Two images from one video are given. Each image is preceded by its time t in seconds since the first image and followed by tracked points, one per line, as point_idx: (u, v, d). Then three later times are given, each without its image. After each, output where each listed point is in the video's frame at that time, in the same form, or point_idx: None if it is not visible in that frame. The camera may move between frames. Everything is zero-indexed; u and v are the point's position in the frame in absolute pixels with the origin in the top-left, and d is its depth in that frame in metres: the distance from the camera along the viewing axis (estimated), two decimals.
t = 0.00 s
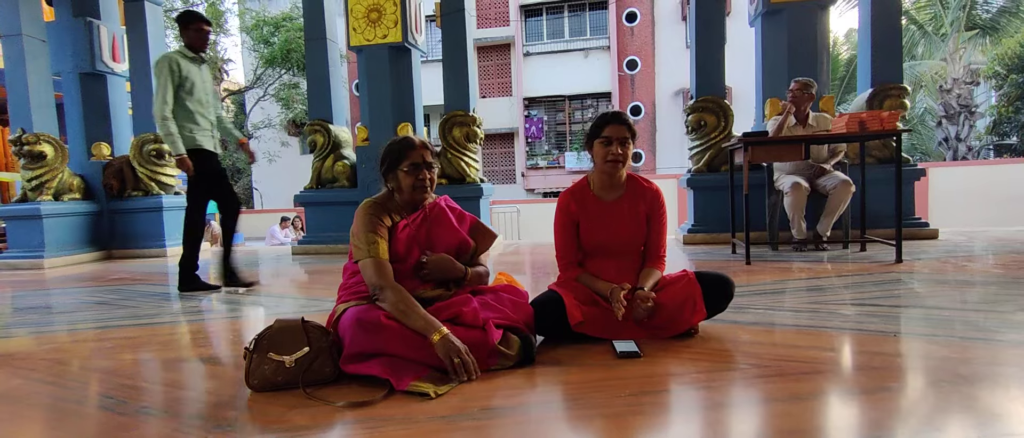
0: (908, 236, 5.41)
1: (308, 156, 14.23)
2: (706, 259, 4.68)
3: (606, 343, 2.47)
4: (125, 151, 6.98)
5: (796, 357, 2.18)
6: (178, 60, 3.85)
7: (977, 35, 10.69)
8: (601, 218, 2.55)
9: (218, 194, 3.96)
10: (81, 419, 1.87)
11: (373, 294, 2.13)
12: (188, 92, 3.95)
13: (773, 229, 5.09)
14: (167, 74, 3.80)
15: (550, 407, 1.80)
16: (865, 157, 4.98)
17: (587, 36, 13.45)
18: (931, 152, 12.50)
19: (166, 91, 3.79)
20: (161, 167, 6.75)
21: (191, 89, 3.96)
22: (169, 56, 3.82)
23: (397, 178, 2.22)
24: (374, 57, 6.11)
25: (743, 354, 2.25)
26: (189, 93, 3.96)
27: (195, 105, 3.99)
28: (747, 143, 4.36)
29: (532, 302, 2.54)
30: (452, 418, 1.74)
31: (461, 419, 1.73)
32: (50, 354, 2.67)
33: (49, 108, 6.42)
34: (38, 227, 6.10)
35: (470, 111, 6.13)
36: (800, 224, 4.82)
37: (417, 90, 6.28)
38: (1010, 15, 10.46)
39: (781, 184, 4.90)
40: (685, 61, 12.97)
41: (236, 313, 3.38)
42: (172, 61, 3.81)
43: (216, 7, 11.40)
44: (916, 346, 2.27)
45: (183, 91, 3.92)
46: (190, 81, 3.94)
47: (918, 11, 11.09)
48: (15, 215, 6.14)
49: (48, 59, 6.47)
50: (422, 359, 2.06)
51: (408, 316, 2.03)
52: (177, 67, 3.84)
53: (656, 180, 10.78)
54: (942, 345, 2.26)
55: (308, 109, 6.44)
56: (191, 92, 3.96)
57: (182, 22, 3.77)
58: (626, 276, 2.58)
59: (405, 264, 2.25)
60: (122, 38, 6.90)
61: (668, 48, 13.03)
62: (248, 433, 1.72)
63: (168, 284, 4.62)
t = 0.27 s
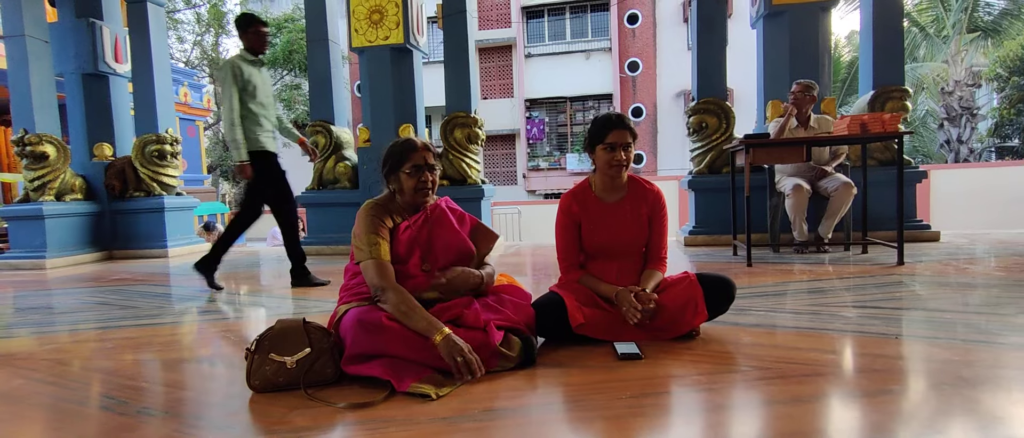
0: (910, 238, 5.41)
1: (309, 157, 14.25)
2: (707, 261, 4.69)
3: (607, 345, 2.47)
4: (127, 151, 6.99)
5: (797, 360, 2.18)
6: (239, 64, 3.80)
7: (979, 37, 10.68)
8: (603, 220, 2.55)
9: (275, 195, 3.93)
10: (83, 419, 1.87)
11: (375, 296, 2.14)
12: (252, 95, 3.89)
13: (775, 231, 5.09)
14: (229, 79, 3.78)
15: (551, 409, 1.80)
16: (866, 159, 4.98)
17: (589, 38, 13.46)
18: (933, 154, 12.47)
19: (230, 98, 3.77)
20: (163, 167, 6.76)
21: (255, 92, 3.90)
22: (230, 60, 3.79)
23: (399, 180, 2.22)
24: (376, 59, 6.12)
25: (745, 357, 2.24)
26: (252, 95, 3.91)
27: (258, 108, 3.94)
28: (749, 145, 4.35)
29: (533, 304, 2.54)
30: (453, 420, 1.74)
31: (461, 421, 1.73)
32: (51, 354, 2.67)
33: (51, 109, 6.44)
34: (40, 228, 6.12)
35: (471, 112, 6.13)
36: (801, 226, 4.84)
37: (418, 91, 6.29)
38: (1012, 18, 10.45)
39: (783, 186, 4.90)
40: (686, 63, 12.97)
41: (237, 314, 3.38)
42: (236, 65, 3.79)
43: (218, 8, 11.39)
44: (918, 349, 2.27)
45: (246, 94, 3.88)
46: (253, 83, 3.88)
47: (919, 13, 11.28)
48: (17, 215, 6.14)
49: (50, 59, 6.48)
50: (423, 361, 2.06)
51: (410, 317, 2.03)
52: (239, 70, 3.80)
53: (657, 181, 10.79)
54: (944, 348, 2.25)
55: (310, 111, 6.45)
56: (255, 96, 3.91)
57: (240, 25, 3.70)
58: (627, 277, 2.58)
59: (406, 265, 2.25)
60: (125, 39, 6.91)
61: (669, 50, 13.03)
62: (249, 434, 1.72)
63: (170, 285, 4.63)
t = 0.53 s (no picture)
0: (912, 240, 5.40)
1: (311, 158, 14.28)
2: (709, 262, 4.68)
3: (608, 345, 2.47)
4: (130, 151, 7.01)
5: (799, 361, 2.18)
6: (298, 57, 3.89)
7: (981, 38, 10.68)
8: (604, 221, 2.55)
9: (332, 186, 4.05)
10: (85, 419, 1.87)
11: (375, 296, 2.14)
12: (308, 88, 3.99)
13: (776, 232, 5.08)
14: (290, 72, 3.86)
15: (552, 409, 1.80)
16: (869, 160, 4.97)
17: (591, 39, 13.47)
18: (935, 155, 12.46)
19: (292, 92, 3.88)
20: (165, 167, 6.78)
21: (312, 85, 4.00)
22: (289, 55, 3.87)
23: (401, 180, 2.23)
24: (377, 59, 6.13)
25: (746, 357, 2.24)
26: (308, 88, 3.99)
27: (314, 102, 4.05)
28: (751, 146, 4.35)
29: (534, 305, 2.54)
30: (454, 420, 1.74)
31: (462, 421, 1.73)
32: (53, 354, 2.68)
33: (54, 109, 6.45)
34: (43, 228, 6.13)
35: (473, 113, 6.13)
36: (803, 227, 4.86)
37: (420, 92, 6.29)
38: (1015, 19, 10.46)
39: (784, 187, 4.89)
40: (688, 64, 12.97)
41: (239, 314, 3.38)
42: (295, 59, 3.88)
43: (221, 9, 11.46)
44: (920, 350, 2.26)
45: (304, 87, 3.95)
46: (309, 77, 3.97)
47: (922, 14, 11.18)
48: (20, 215, 6.15)
49: (53, 59, 6.50)
50: (424, 361, 2.07)
51: (411, 317, 2.04)
52: (298, 65, 3.88)
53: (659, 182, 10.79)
54: (946, 349, 2.25)
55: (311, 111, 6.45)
56: (308, 90, 4.00)
57: (297, 21, 3.82)
58: (628, 278, 2.58)
59: (407, 266, 2.26)
60: (128, 40, 6.93)
61: (671, 51, 13.03)
62: (250, 434, 1.72)
63: (172, 285, 4.64)
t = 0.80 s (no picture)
0: (915, 241, 5.39)
1: (314, 159, 14.31)
2: (711, 264, 4.68)
3: (610, 347, 2.46)
4: (133, 153, 7.03)
5: (801, 362, 2.17)
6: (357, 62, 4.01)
7: (984, 39, 10.66)
8: (606, 221, 2.55)
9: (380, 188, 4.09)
10: (87, 419, 1.88)
11: (377, 297, 2.16)
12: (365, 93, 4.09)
13: (779, 233, 5.07)
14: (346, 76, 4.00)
15: (553, 411, 1.80)
16: (871, 161, 4.97)
17: (593, 40, 13.48)
18: (938, 157, 12.45)
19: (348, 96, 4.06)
20: (168, 168, 6.80)
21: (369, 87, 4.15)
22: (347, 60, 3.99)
23: (402, 181, 2.23)
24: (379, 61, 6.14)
25: (748, 359, 2.24)
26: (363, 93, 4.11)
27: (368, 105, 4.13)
28: (752, 148, 4.35)
29: (535, 306, 2.54)
30: (456, 421, 1.74)
31: (464, 422, 1.73)
32: (56, 355, 2.69)
33: (58, 111, 6.48)
34: (46, 229, 6.14)
35: (475, 114, 6.14)
36: (805, 229, 4.82)
37: (422, 93, 6.30)
38: (1017, 20, 10.49)
39: (786, 188, 4.88)
40: (690, 66, 12.97)
41: (241, 315, 3.39)
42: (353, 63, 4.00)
43: (223, 10, 11.51)
44: (923, 352, 2.26)
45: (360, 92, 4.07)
46: (366, 81, 4.12)
47: (924, 15, 11.16)
48: (23, 217, 6.17)
49: (57, 61, 6.53)
50: (426, 361, 2.07)
51: (412, 318, 2.07)
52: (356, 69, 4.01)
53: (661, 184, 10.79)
54: (949, 351, 2.25)
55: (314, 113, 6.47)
56: (366, 93, 4.16)
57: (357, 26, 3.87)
58: (630, 279, 2.58)
59: (408, 267, 2.26)
60: (131, 42, 6.96)
61: (673, 52, 13.03)
62: (252, 435, 1.72)
63: (174, 286, 4.65)
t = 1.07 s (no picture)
0: (918, 242, 5.38)
1: (316, 161, 14.33)
2: (713, 265, 4.68)
3: (612, 348, 2.47)
4: (136, 155, 7.04)
5: (804, 364, 2.17)
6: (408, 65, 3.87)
7: (987, 40, 10.56)
8: (608, 223, 2.55)
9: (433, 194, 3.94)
10: (91, 420, 1.89)
11: (380, 298, 2.16)
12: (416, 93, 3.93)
13: (781, 235, 5.06)
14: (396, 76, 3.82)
15: (555, 412, 1.80)
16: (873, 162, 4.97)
17: (594, 41, 13.48)
18: (941, 158, 12.44)
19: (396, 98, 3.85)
20: (171, 170, 6.82)
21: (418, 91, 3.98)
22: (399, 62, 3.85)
23: (404, 183, 2.24)
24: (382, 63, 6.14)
25: (751, 360, 2.24)
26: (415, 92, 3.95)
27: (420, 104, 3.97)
28: (755, 148, 4.34)
29: (537, 307, 2.55)
30: (458, 422, 1.74)
31: (467, 423, 1.74)
32: (60, 356, 2.70)
33: (61, 113, 6.49)
34: (50, 231, 6.16)
35: (477, 116, 6.14)
36: (808, 230, 4.80)
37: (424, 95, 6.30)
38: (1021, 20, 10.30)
39: (789, 189, 4.88)
40: (692, 67, 12.97)
41: (244, 317, 3.40)
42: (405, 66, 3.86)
43: (226, 13, 11.53)
44: (926, 353, 2.26)
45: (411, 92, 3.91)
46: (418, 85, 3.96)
47: (927, 16, 11.19)
48: (27, 218, 6.19)
49: (61, 64, 6.56)
50: (428, 363, 2.08)
51: (414, 320, 2.06)
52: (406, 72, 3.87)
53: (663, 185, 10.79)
54: (953, 353, 2.24)
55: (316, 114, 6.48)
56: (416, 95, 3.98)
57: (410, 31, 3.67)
58: (633, 281, 2.58)
59: (410, 268, 2.27)
60: (134, 44, 6.97)
61: (675, 53, 13.03)
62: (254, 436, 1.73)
63: (177, 288, 4.66)
